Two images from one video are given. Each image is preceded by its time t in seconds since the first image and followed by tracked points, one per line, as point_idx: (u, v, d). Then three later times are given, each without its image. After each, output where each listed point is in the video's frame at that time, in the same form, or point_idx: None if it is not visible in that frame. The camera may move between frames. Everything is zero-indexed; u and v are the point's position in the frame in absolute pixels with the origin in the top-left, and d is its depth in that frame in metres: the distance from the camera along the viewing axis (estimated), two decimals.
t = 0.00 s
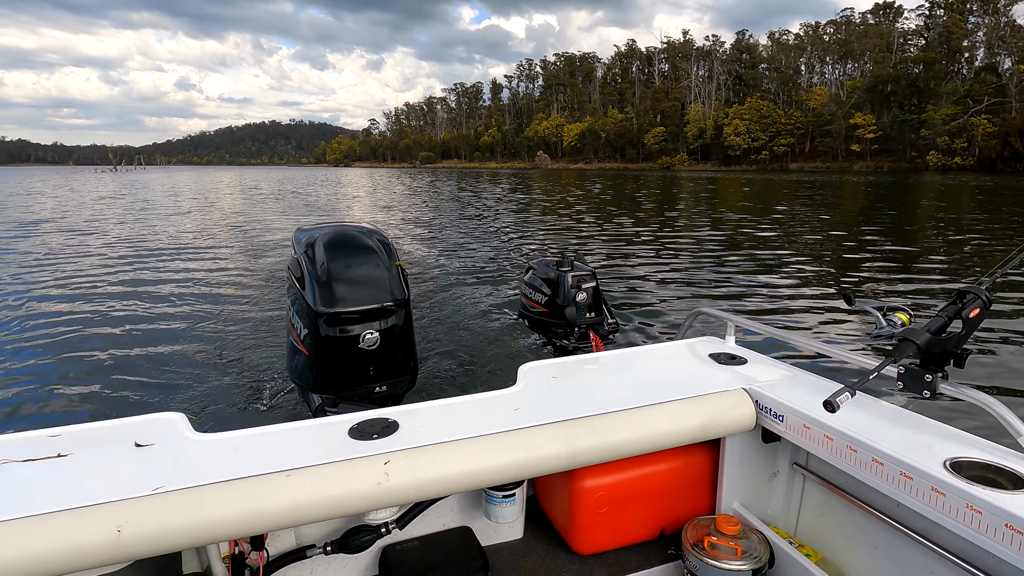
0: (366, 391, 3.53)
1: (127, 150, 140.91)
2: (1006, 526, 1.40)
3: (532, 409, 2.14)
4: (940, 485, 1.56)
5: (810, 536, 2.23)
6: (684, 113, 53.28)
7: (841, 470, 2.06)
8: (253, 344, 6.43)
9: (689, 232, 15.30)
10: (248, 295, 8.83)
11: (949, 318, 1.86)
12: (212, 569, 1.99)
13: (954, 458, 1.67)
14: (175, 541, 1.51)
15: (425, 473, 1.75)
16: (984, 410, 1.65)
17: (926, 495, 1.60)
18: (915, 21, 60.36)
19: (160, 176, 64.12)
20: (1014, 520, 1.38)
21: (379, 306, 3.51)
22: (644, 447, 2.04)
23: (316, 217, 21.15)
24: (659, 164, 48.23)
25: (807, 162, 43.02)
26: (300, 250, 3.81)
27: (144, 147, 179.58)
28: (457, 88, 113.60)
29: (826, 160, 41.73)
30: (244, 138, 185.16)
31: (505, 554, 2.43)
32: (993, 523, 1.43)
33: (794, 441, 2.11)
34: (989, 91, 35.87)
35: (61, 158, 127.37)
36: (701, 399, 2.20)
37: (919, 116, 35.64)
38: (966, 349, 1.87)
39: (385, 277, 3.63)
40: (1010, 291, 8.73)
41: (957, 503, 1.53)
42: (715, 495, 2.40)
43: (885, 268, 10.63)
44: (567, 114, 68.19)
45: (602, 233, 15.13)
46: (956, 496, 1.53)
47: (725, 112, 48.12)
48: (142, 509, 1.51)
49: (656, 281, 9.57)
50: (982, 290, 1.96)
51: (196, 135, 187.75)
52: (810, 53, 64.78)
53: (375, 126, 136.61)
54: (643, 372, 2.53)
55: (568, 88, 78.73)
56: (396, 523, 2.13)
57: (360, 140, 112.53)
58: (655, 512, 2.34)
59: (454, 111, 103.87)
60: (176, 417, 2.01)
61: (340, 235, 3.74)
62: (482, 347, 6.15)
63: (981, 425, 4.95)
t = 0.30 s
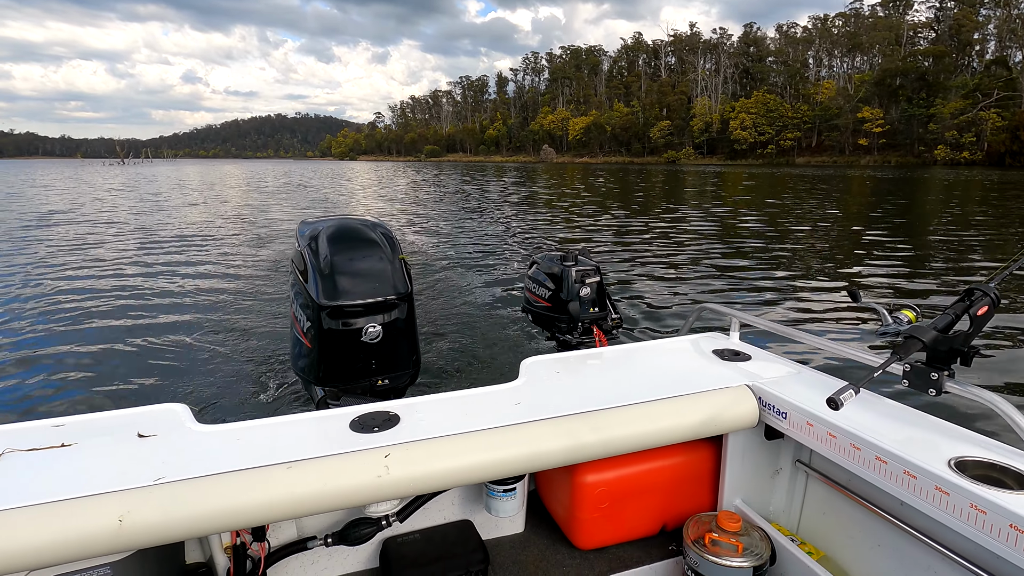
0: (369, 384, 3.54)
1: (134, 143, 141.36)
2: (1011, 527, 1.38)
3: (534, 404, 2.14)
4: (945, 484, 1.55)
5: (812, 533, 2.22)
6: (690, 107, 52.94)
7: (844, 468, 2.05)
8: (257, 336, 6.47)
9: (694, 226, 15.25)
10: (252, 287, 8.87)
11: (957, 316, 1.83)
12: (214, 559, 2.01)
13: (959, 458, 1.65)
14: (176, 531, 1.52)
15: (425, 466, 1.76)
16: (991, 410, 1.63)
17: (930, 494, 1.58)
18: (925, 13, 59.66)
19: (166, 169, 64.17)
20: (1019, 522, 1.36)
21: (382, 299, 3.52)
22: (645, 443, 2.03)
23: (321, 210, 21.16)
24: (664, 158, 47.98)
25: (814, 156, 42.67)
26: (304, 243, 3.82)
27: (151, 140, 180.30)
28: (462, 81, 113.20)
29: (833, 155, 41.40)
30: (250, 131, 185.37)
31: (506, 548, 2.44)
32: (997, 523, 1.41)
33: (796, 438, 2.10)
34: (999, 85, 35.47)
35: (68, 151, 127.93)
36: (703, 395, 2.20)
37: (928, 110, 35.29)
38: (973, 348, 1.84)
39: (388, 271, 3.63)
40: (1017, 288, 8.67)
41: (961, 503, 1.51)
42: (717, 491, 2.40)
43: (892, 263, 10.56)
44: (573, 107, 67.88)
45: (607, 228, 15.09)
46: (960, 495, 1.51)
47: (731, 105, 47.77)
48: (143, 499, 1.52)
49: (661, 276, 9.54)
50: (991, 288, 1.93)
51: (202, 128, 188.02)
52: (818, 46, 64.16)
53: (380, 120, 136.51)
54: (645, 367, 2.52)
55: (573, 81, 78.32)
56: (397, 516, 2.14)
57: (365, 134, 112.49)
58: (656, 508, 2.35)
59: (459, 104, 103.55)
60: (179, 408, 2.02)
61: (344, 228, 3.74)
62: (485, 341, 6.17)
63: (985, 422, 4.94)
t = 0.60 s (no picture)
0: (373, 378, 3.56)
1: (140, 138, 141.68)
2: (1013, 524, 1.38)
3: (536, 399, 2.15)
4: (946, 481, 1.55)
5: (814, 530, 2.23)
6: (695, 103, 52.74)
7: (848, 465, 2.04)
8: (263, 330, 6.51)
9: (698, 222, 15.21)
10: (257, 282, 8.91)
11: (961, 311, 1.82)
12: (220, 551, 2.04)
13: (961, 454, 1.65)
14: (181, 523, 1.54)
15: (426, 459, 1.77)
16: (995, 407, 1.62)
17: (932, 491, 1.59)
18: (934, 8, 59.14)
19: (171, 164, 64.32)
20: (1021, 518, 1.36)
21: (386, 294, 3.54)
22: (647, 439, 2.04)
23: (325, 206, 21.24)
24: (669, 154, 47.83)
25: (820, 152, 42.47)
26: (308, 238, 3.83)
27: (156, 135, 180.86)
28: (467, 76, 112.88)
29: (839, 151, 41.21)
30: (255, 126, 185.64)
31: (508, 542, 2.46)
32: (999, 520, 1.41)
33: (799, 434, 2.10)
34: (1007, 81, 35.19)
35: (76, 147, 128.61)
36: (706, 390, 2.20)
37: (934, 106, 35.09)
38: (978, 344, 1.83)
39: (392, 266, 3.65)
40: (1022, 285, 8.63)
41: (963, 500, 1.51)
42: (719, 486, 2.41)
43: (897, 260, 10.53)
44: (577, 103, 67.66)
45: (611, 224, 15.08)
46: (963, 492, 1.51)
47: (737, 101, 47.54)
48: (148, 491, 1.54)
49: (664, 272, 9.53)
50: (997, 284, 1.92)
51: (208, 123, 188.64)
52: (825, 42, 63.73)
53: (385, 115, 136.44)
54: (648, 363, 2.53)
55: (578, 76, 78.15)
56: (399, 509, 2.17)
57: (370, 129, 112.41)
58: (659, 504, 2.36)
59: (464, 99, 103.37)
60: (184, 401, 2.04)
61: (348, 224, 3.76)
62: (489, 336, 6.18)
63: (988, 419, 4.93)
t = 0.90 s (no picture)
0: (379, 373, 3.57)
1: (145, 134, 142.04)
2: (1017, 518, 1.39)
3: (542, 394, 2.16)
4: (952, 476, 1.55)
5: (820, 526, 2.24)
6: (700, 99, 52.53)
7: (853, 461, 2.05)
8: (268, 326, 6.55)
9: (702, 219, 15.14)
10: (263, 278, 8.95)
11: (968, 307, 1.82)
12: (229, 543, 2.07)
13: (968, 449, 1.66)
14: (192, 515, 1.56)
15: (434, 452, 1.79)
16: (1001, 401, 1.62)
17: (937, 486, 1.60)
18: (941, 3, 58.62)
19: (176, 160, 64.49)
20: None
21: (392, 290, 3.55)
22: (653, 433, 2.05)
23: (329, 202, 21.29)
24: (673, 151, 47.69)
25: (824, 149, 42.25)
26: (314, 234, 3.85)
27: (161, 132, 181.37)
28: (471, 73, 112.64)
29: (843, 147, 41.00)
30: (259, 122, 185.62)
31: (514, 535, 2.47)
32: (1004, 514, 1.42)
33: (804, 429, 2.11)
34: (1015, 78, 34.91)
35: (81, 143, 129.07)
36: (711, 385, 2.21)
37: (940, 103, 34.89)
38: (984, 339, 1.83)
39: (397, 261, 3.66)
40: None
41: (969, 495, 1.51)
42: (724, 482, 2.42)
43: (903, 256, 10.49)
44: (581, 99, 67.42)
45: (616, 220, 15.06)
46: (968, 488, 1.52)
47: (741, 97, 47.32)
48: (160, 483, 1.56)
49: (669, 269, 9.49)
50: (1005, 279, 1.91)
51: (212, 120, 189.01)
52: (831, 38, 63.30)
53: (389, 111, 136.22)
54: (653, 358, 2.54)
55: (582, 72, 77.88)
56: (406, 503, 2.19)
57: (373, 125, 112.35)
58: (664, 499, 2.37)
59: (468, 96, 103.22)
60: (193, 396, 2.06)
61: (354, 219, 3.77)
62: (495, 332, 6.20)
63: (994, 415, 4.90)
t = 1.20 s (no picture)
0: (384, 370, 3.59)
1: (147, 130, 142.21)
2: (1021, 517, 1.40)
3: (546, 391, 2.17)
4: (956, 474, 1.56)
5: (823, 523, 2.25)
6: (702, 96, 52.38)
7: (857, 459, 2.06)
8: (273, 322, 6.58)
9: (705, 216, 15.10)
10: (267, 274, 8.98)
11: (973, 305, 1.82)
12: (237, 537, 2.08)
13: (972, 447, 1.67)
14: (202, 509, 1.58)
15: (440, 448, 1.80)
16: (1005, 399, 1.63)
17: (941, 483, 1.60)
18: None
19: (179, 156, 64.56)
20: None
21: (397, 287, 3.56)
22: (657, 430, 2.06)
23: (331, 198, 21.28)
24: (675, 148, 47.58)
25: (827, 146, 42.11)
26: (320, 232, 3.86)
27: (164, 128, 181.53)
28: (474, 69, 112.34)
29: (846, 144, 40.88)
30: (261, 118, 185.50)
31: (518, 531, 2.49)
32: (1009, 513, 1.43)
33: (809, 427, 2.12)
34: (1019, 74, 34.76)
35: (85, 140, 129.24)
36: (716, 383, 2.22)
37: (944, 100, 34.76)
38: (990, 337, 1.83)
39: (403, 259, 3.67)
40: None
41: (973, 492, 1.52)
42: (728, 478, 2.43)
43: (907, 253, 10.47)
44: (584, 96, 67.26)
45: (619, 217, 15.05)
46: (971, 484, 1.53)
47: (744, 94, 47.17)
48: (169, 478, 1.58)
49: (673, 266, 9.48)
50: (1011, 277, 1.91)
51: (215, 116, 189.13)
52: (835, 34, 62.99)
53: (392, 107, 136.06)
54: (659, 355, 2.55)
55: (585, 69, 77.69)
56: (411, 498, 2.20)
57: (375, 121, 112.29)
58: (667, 496, 2.39)
59: (470, 92, 103.08)
60: (201, 392, 2.07)
61: (359, 216, 3.78)
62: (499, 328, 6.21)
63: (999, 413, 4.90)
